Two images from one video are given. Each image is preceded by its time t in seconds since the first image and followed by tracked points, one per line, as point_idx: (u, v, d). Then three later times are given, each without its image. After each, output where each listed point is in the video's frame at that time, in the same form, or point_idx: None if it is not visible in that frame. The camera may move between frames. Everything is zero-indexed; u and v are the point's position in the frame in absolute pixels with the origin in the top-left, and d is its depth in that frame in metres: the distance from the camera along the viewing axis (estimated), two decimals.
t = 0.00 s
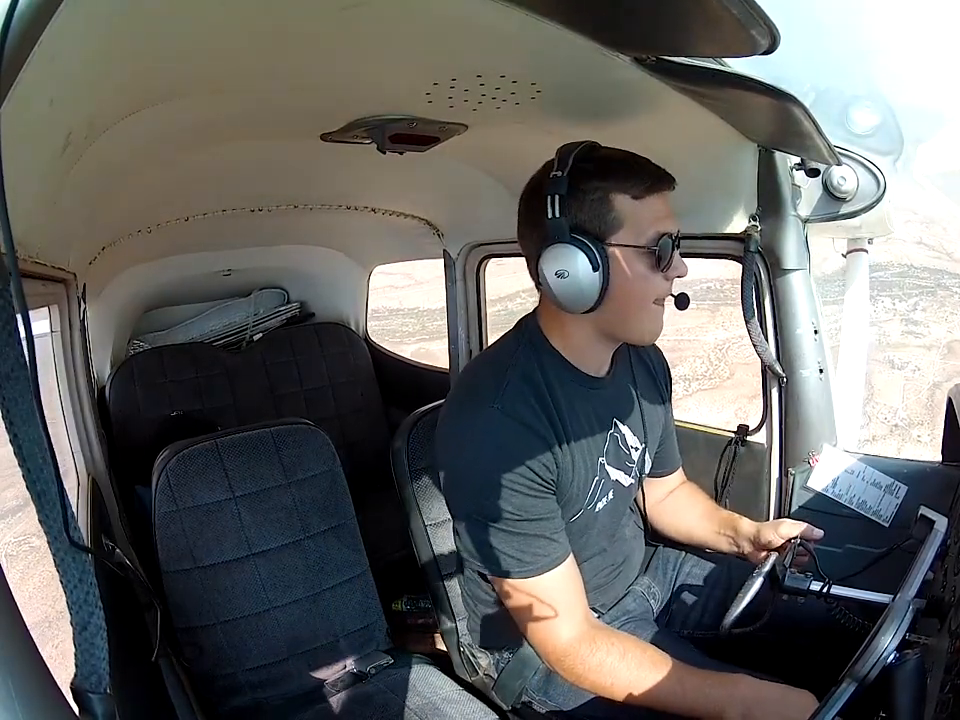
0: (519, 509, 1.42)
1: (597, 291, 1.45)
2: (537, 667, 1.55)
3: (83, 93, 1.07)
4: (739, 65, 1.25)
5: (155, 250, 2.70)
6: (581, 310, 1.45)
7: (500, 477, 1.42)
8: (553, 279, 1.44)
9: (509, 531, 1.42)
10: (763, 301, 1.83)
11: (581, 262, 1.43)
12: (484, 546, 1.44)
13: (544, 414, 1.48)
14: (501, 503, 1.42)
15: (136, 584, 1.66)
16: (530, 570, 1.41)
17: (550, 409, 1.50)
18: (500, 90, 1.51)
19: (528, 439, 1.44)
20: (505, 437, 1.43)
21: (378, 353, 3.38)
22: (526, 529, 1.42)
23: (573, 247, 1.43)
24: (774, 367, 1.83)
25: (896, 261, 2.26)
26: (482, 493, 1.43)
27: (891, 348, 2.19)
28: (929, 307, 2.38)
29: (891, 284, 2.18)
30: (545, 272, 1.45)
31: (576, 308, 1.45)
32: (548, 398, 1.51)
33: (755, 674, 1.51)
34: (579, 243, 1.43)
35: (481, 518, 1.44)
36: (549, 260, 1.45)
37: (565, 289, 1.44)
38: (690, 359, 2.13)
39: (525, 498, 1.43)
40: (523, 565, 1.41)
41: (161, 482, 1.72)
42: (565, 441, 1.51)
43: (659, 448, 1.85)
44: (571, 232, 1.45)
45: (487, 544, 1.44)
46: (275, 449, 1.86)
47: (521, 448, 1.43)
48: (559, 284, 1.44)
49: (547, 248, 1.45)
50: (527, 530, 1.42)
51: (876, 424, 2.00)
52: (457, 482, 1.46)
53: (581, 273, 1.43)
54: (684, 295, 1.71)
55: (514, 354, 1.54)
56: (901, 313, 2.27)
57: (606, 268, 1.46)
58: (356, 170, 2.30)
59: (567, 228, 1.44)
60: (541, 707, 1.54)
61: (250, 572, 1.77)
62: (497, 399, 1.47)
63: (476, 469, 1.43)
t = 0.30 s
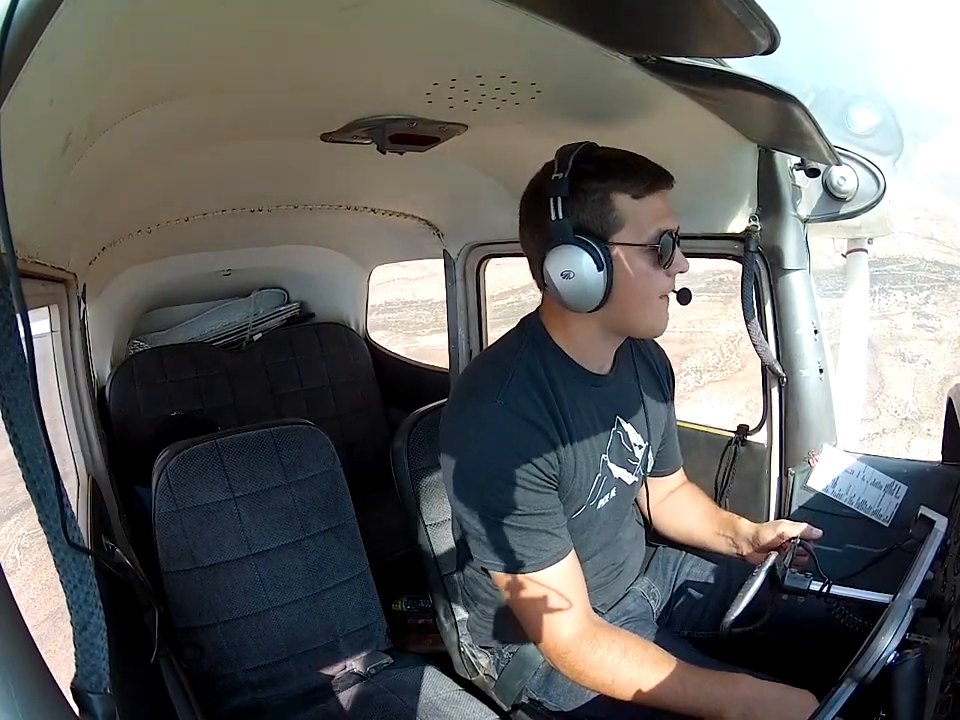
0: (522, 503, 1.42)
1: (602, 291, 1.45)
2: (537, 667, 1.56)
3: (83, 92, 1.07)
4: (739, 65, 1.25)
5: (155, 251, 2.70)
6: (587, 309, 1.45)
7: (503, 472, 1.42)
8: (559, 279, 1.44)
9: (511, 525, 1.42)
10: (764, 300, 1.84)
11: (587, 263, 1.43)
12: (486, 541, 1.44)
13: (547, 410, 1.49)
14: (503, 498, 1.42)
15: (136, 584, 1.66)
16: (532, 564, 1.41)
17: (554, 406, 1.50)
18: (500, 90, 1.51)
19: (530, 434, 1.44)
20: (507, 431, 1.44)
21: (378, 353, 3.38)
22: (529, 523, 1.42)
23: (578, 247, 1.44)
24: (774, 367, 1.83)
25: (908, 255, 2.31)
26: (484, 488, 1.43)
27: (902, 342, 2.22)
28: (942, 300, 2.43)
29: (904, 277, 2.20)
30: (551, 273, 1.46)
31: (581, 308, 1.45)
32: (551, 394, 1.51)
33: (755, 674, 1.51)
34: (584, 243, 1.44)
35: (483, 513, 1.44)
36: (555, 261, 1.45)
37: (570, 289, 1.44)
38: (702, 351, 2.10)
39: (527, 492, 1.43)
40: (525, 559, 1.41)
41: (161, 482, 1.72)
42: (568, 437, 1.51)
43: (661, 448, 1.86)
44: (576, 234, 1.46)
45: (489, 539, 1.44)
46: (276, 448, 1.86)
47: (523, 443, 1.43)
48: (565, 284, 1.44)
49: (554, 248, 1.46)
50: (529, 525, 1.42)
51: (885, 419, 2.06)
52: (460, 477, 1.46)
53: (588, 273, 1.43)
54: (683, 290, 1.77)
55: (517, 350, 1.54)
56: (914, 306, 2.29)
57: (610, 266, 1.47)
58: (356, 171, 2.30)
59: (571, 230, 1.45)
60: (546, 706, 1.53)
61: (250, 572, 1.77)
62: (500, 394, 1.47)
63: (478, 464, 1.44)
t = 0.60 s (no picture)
0: (519, 504, 1.42)
1: (603, 295, 1.44)
2: (537, 667, 1.57)
3: (82, 92, 1.07)
4: (739, 64, 1.25)
5: (155, 250, 2.70)
6: (591, 313, 1.44)
7: (500, 472, 1.42)
8: (560, 288, 1.43)
9: (508, 526, 1.42)
10: (764, 300, 1.84)
11: (587, 270, 1.43)
12: (482, 542, 1.44)
13: (543, 412, 1.48)
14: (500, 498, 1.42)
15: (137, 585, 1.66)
16: (528, 565, 1.41)
17: (550, 407, 1.50)
18: (499, 90, 1.51)
19: (528, 434, 1.44)
20: (504, 432, 1.44)
21: (378, 353, 3.38)
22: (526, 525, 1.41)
23: (577, 255, 1.43)
24: (774, 367, 1.83)
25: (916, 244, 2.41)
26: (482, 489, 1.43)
27: (912, 327, 2.45)
28: (954, 286, 2.58)
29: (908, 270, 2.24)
30: (550, 282, 1.44)
31: (585, 314, 1.44)
32: (548, 395, 1.50)
33: (755, 673, 1.52)
34: (582, 250, 1.43)
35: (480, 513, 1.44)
36: (553, 269, 1.44)
37: (572, 298, 1.43)
38: (715, 335, 2.09)
39: (524, 493, 1.42)
40: (521, 560, 1.41)
41: (161, 482, 1.72)
42: (565, 438, 1.51)
43: (658, 448, 1.85)
44: (574, 243, 1.44)
45: (485, 540, 1.44)
46: (275, 448, 1.86)
47: (520, 444, 1.43)
48: (568, 293, 1.43)
49: (552, 256, 1.44)
50: (526, 526, 1.41)
51: (896, 405, 2.32)
52: (457, 477, 1.46)
53: (589, 280, 1.43)
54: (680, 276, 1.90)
55: (513, 351, 1.54)
56: (924, 291, 2.51)
57: (608, 268, 1.47)
58: (355, 171, 2.30)
59: (568, 239, 1.44)
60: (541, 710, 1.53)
61: (250, 572, 1.77)
62: (497, 395, 1.47)
63: (475, 465, 1.44)
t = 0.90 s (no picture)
0: (518, 503, 1.41)
1: (605, 296, 1.45)
2: (537, 667, 1.57)
3: (83, 93, 1.07)
4: (739, 64, 1.25)
5: (155, 250, 2.70)
6: (592, 314, 1.44)
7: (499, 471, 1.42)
8: (560, 291, 1.42)
9: (506, 525, 1.41)
10: (764, 300, 1.84)
11: (587, 272, 1.42)
12: (481, 541, 1.43)
13: (543, 413, 1.48)
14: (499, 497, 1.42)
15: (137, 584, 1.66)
16: (526, 565, 1.40)
17: (550, 407, 1.50)
18: (500, 90, 1.51)
19: (528, 434, 1.45)
20: (504, 432, 1.44)
21: (377, 353, 3.38)
22: (524, 524, 1.41)
23: (575, 258, 1.43)
24: (774, 367, 1.83)
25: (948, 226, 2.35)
26: (481, 488, 1.43)
27: (926, 309, 2.40)
28: None
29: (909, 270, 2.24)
30: (549, 285, 1.44)
31: (587, 316, 1.44)
32: (548, 395, 1.50)
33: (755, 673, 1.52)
34: (582, 252, 1.43)
35: (479, 513, 1.43)
36: (553, 272, 1.43)
37: (573, 301, 1.43)
38: (727, 319, 2.03)
39: (524, 492, 1.42)
40: (520, 560, 1.40)
41: (161, 482, 1.72)
42: (565, 439, 1.51)
43: (657, 449, 1.86)
44: (573, 245, 1.45)
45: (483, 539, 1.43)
46: (275, 448, 1.86)
47: (520, 442, 1.44)
48: (570, 296, 1.42)
49: (551, 260, 1.44)
50: (526, 525, 1.41)
51: (908, 386, 2.27)
52: (457, 476, 1.46)
53: (590, 282, 1.42)
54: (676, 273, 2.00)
55: (513, 351, 1.54)
56: (938, 275, 2.44)
57: (609, 269, 1.46)
58: (355, 170, 2.30)
59: (567, 242, 1.44)
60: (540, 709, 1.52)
61: (250, 572, 1.77)
62: (496, 395, 1.47)
63: (474, 464, 1.44)
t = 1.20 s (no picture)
0: (517, 514, 1.41)
1: (615, 306, 1.45)
2: (537, 667, 1.57)
3: (83, 93, 1.07)
4: (739, 64, 1.25)
5: (155, 251, 2.70)
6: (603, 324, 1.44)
7: (497, 482, 1.41)
8: (572, 302, 1.42)
9: (505, 536, 1.40)
10: (764, 300, 1.84)
11: (598, 282, 1.42)
12: (480, 552, 1.43)
13: (541, 420, 1.48)
14: (498, 508, 1.41)
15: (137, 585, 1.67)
16: (526, 576, 1.40)
17: (548, 415, 1.50)
18: (500, 91, 1.51)
19: (526, 444, 1.44)
20: (501, 442, 1.43)
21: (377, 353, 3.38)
22: (523, 535, 1.40)
23: (586, 268, 1.42)
24: (774, 367, 1.83)
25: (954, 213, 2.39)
26: (480, 499, 1.42)
27: (937, 296, 2.44)
28: None
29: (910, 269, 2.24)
30: (561, 296, 1.44)
31: (597, 326, 1.44)
32: (546, 403, 1.50)
33: (750, 674, 1.52)
34: (594, 262, 1.43)
35: (478, 524, 1.43)
36: (563, 283, 1.43)
37: (584, 312, 1.43)
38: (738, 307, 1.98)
39: (522, 503, 1.42)
40: (520, 571, 1.40)
41: (161, 482, 1.72)
42: (563, 445, 1.51)
43: (658, 451, 1.86)
44: (585, 253, 1.44)
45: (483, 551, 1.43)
46: (275, 449, 1.86)
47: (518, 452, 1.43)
48: (579, 306, 1.42)
49: (561, 269, 1.44)
50: (526, 535, 1.40)
51: (919, 374, 2.38)
52: (455, 487, 1.46)
53: (601, 292, 1.42)
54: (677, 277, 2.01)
55: (513, 358, 1.54)
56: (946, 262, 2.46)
57: (618, 279, 1.46)
58: (355, 170, 2.30)
59: (580, 251, 1.43)
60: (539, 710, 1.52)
61: (250, 572, 1.77)
62: (494, 405, 1.47)
63: (472, 475, 1.43)
